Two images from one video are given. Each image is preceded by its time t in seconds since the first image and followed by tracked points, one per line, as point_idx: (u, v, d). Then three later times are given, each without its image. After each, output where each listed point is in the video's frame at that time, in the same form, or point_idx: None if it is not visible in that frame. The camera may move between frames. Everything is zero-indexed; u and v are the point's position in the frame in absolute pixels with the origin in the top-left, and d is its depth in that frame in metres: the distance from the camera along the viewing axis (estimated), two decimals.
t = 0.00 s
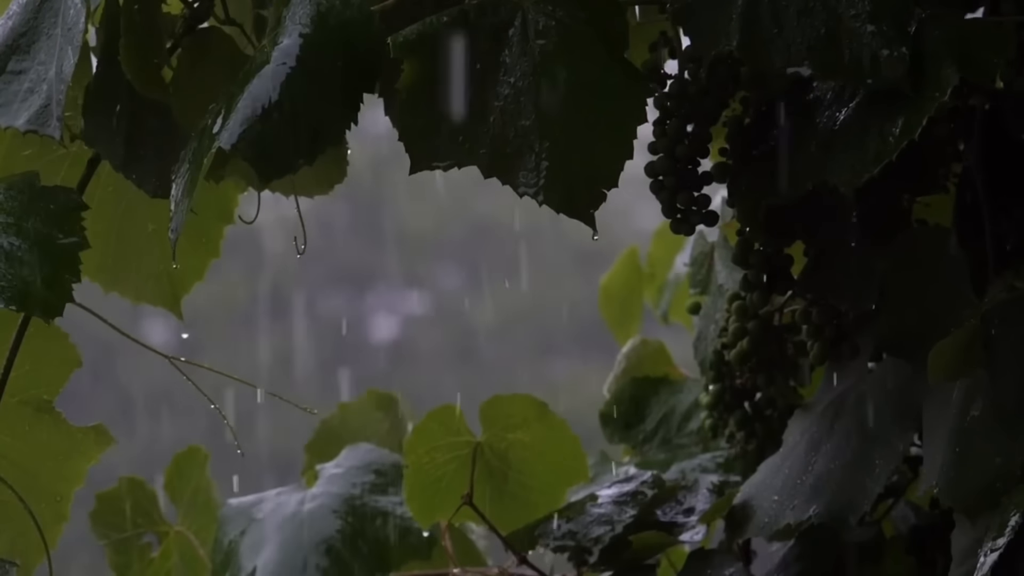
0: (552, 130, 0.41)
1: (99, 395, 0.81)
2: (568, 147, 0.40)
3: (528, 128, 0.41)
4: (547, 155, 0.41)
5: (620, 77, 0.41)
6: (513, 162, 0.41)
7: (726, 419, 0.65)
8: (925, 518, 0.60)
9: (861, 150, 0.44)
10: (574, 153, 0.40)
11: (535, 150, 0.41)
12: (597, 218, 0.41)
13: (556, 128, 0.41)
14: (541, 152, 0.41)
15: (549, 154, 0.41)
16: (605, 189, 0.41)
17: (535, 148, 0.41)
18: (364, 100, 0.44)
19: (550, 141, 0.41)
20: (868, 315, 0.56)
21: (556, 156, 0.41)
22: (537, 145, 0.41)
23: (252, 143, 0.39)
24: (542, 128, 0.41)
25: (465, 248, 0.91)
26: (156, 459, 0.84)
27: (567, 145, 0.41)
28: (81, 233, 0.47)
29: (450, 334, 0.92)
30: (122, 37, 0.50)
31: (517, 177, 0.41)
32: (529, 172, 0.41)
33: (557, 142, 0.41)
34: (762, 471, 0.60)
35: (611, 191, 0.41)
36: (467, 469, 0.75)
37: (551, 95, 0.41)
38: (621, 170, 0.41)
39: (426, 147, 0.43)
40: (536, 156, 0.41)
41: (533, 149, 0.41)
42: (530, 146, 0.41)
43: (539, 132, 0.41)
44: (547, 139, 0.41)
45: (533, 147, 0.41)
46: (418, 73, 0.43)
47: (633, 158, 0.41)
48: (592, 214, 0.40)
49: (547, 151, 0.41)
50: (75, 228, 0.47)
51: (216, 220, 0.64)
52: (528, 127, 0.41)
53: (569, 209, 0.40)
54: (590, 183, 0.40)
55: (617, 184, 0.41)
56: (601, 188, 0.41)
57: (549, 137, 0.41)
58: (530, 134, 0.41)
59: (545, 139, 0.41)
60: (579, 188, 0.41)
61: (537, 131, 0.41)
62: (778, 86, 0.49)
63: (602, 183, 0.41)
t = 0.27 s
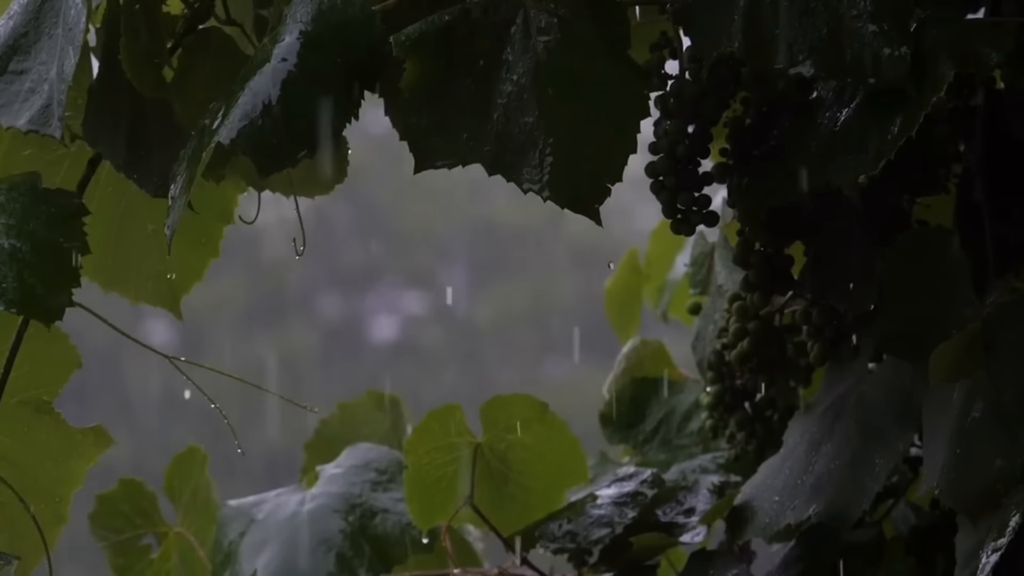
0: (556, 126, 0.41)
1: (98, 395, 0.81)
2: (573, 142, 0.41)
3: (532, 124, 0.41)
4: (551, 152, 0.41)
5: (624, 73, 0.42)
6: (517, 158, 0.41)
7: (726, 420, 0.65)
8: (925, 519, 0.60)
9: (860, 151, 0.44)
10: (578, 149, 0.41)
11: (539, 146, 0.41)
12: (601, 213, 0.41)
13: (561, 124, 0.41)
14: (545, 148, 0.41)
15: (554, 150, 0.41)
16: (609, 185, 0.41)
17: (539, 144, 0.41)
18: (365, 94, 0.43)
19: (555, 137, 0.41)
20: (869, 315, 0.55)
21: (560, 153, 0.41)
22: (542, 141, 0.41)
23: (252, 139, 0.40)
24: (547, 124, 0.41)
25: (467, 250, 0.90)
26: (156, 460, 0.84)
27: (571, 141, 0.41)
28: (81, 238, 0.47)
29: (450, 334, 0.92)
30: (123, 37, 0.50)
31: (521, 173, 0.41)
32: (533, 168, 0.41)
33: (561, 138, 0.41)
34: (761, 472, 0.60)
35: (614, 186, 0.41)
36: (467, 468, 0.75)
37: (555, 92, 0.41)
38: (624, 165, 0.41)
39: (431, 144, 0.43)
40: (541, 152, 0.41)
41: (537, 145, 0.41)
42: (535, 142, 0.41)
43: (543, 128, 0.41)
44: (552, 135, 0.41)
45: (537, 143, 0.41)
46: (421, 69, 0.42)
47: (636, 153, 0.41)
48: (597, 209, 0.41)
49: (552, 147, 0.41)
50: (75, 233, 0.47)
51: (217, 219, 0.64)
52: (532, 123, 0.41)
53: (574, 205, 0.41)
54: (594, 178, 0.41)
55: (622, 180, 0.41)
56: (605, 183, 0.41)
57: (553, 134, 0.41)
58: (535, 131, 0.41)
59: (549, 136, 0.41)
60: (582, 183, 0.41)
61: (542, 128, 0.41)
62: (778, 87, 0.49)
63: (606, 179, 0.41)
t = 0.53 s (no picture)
0: (556, 124, 0.41)
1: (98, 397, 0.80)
2: (572, 141, 0.41)
3: (532, 123, 0.41)
4: (551, 150, 0.41)
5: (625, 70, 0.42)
6: (517, 157, 0.41)
7: (727, 420, 0.65)
8: (925, 520, 0.60)
9: (861, 150, 0.44)
10: (576, 147, 0.41)
11: (539, 144, 0.41)
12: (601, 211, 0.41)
13: (560, 122, 0.41)
14: (545, 146, 0.41)
15: (553, 148, 0.41)
16: (608, 182, 0.41)
17: (539, 142, 0.41)
18: (365, 93, 0.43)
19: (554, 135, 0.41)
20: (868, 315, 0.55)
21: (560, 150, 0.41)
22: (542, 140, 0.41)
23: (252, 138, 0.40)
24: (546, 122, 0.41)
25: (467, 251, 0.90)
26: (155, 461, 0.84)
27: (571, 139, 0.41)
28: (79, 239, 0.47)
29: (449, 334, 0.92)
30: (122, 37, 0.50)
31: (521, 172, 0.41)
32: (533, 167, 0.41)
33: (560, 137, 0.41)
34: (763, 472, 0.60)
35: (614, 183, 0.41)
36: (467, 469, 0.74)
37: (555, 90, 0.41)
38: (624, 163, 0.41)
39: (431, 143, 0.43)
40: (541, 150, 0.41)
41: (537, 144, 0.41)
42: (534, 140, 0.41)
43: (543, 127, 0.41)
44: (552, 133, 0.41)
45: (537, 141, 0.41)
46: (421, 70, 0.43)
47: (636, 151, 0.41)
48: (595, 208, 0.41)
49: (552, 146, 0.41)
50: (73, 236, 0.47)
51: (217, 220, 0.64)
52: (532, 122, 0.41)
53: (573, 203, 0.41)
54: (593, 176, 0.41)
55: (622, 177, 0.41)
56: (605, 180, 0.41)
57: (553, 132, 0.41)
58: (534, 130, 0.41)
59: (549, 134, 0.41)
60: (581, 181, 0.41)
61: (541, 127, 0.41)
62: (779, 87, 0.49)
63: (605, 176, 0.41)
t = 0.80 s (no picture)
0: (555, 123, 0.41)
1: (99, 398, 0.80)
2: (570, 140, 0.41)
3: (531, 122, 0.41)
4: (550, 149, 0.41)
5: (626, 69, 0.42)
6: (517, 155, 0.41)
7: (728, 421, 0.65)
8: (925, 519, 0.60)
9: (863, 151, 0.44)
10: (575, 147, 0.41)
11: (538, 144, 0.41)
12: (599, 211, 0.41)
13: (560, 121, 0.41)
14: (544, 146, 0.41)
15: (553, 147, 0.41)
16: (608, 182, 0.41)
17: (538, 141, 0.41)
18: (365, 90, 0.43)
19: (553, 134, 0.41)
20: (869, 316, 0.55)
21: (559, 150, 0.41)
22: (541, 139, 0.41)
23: (255, 137, 0.40)
24: (545, 121, 0.41)
25: (466, 250, 0.92)
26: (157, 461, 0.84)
27: (570, 138, 0.41)
28: (80, 232, 0.47)
29: (450, 333, 0.92)
30: (123, 37, 0.50)
31: (521, 171, 0.41)
32: (532, 165, 0.41)
33: (560, 136, 0.41)
34: (763, 473, 0.60)
35: (613, 183, 0.41)
36: (468, 469, 0.75)
37: (554, 89, 0.41)
38: (623, 163, 0.41)
39: (430, 141, 0.43)
40: (540, 150, 0.41)
41: (536, 143, 0.41)
42: (533, 139, 0.41)
43: (543, 126, 0.41)
44: (551, 132, 0.41)
45: (537, 141, 0.41)
46: (421, 69, 0.43)
47: (635, 151, 0.41)
48: (594, 207, 0.41)
49: (551, 145, 0.41)
50: (75, 228, 0.47)
51: (218, 219, 0.64)
52: (531, 121, 0.41)
53: (572, 203, 0.41)
54: (592, 175, 0.41)
55: (621, 177, 0.41)
56: (603, 179, 0.41)
57: (553, 131, 0.41)
58: (533, 129, 0.41)
59: (548, 133, 0.41)
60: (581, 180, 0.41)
61: (541, 126, 0.41)
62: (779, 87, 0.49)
63: (605, 176, 0.41)
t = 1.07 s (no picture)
0: (554, 124, 0.41)
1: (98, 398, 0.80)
2: (569, 141, 0.41)
3: (530, 122, 0.41)
4: (549, 149, 0.41)
5: (626, 71, 0.42)
6: (515, 155, 0.41)
7: (729, 421, 0.65)
8: (925, 519, 0.60)
9: (865, 151, 0.44)
10: (573, 148, 0.41)
11: (537, 144, 0.41)
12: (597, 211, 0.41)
13: (559, 122, 0.41)
14: (543, 146, 0.41)
15: (551, 148, 0.41)
16: (606, 183, 0.41)
17: (537, 142, 0.41)
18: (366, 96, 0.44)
19: (552, 135, 0.41)
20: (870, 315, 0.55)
21: (558, 150, 0.41)
22: (539, 139, 0.41)
23: (258, 137, 0.40)
24: (544, 122, 0.41)
25: (468, 251, 0.90)
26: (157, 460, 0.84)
27: (569, 139, 0.41)
28: (80, 228, 0.47)
29: (450, 334, 0.92)
30: (125, 38, 0.50)
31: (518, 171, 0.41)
32: (530, 165, 0.41)
33: (558, 137, 0.41)
34: (763, 473, 0.60)
35: (611, 184, 0.41)
36: (468, 468, 0.74)
37: (554, 90, 0.41)
38: (621, 164, 0.41)
39: (428, 141, 0.43)
40: (538, 150, 0.41)
41: (535, 143, 0.41)
42: (532, 140, 0.41)
43: (542, 126, 0.41)
44: (550, 133, 0.41)
45: (535, 141, 0.41)
46: (421, 69, 0.43)
47: (634, 152, 0.41)
48: (592, 208, 0.41)
49: (550, 145, 0.41)
50: (76, 223, 0.47)
51: (220, 220, 0.64)
52: (530, 121, 0.41)
53: (570, 204, 0.41)
54: (590, 176, 0.41)
55: (619, 178, 0.41)
56: (601, 180, 0.41)
57: (552, 132, 0.41)
58: (532, 129, 0.41)
59: (547, 134, 0.41)
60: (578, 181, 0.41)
61: (540, 126, 0.41)
62: (780, 87, 0.49)
63: (603, 177, 0.41)
